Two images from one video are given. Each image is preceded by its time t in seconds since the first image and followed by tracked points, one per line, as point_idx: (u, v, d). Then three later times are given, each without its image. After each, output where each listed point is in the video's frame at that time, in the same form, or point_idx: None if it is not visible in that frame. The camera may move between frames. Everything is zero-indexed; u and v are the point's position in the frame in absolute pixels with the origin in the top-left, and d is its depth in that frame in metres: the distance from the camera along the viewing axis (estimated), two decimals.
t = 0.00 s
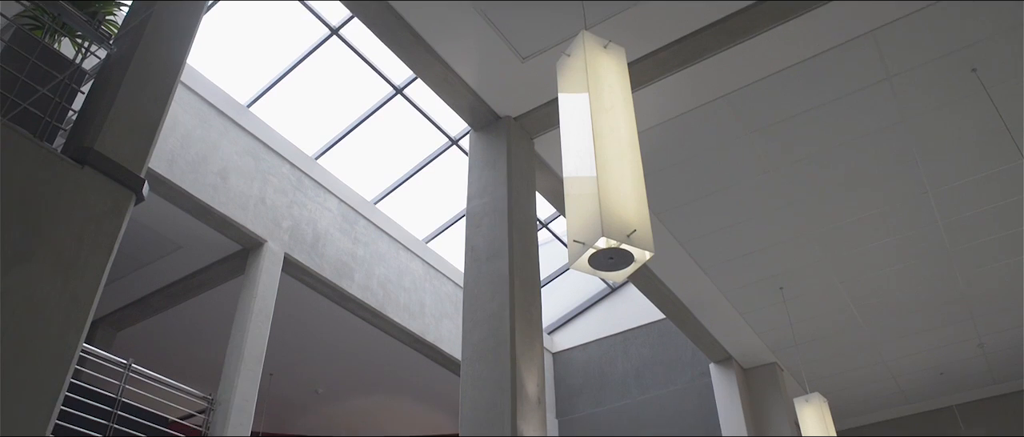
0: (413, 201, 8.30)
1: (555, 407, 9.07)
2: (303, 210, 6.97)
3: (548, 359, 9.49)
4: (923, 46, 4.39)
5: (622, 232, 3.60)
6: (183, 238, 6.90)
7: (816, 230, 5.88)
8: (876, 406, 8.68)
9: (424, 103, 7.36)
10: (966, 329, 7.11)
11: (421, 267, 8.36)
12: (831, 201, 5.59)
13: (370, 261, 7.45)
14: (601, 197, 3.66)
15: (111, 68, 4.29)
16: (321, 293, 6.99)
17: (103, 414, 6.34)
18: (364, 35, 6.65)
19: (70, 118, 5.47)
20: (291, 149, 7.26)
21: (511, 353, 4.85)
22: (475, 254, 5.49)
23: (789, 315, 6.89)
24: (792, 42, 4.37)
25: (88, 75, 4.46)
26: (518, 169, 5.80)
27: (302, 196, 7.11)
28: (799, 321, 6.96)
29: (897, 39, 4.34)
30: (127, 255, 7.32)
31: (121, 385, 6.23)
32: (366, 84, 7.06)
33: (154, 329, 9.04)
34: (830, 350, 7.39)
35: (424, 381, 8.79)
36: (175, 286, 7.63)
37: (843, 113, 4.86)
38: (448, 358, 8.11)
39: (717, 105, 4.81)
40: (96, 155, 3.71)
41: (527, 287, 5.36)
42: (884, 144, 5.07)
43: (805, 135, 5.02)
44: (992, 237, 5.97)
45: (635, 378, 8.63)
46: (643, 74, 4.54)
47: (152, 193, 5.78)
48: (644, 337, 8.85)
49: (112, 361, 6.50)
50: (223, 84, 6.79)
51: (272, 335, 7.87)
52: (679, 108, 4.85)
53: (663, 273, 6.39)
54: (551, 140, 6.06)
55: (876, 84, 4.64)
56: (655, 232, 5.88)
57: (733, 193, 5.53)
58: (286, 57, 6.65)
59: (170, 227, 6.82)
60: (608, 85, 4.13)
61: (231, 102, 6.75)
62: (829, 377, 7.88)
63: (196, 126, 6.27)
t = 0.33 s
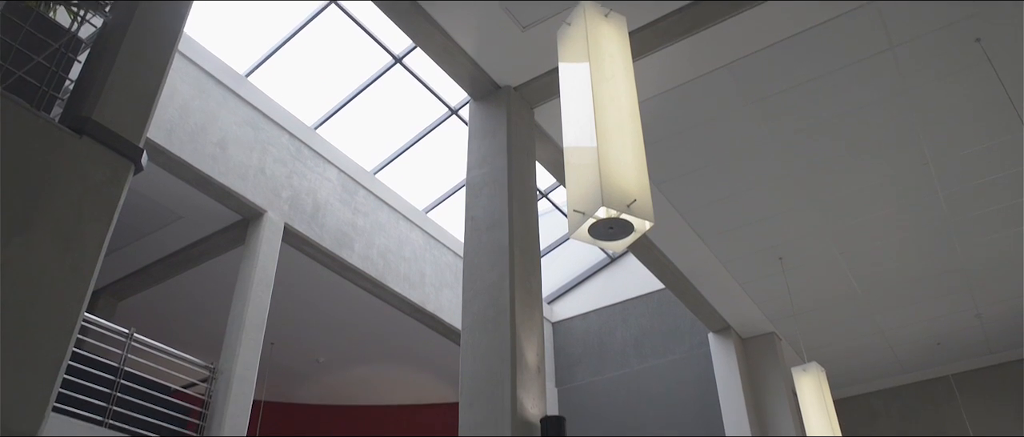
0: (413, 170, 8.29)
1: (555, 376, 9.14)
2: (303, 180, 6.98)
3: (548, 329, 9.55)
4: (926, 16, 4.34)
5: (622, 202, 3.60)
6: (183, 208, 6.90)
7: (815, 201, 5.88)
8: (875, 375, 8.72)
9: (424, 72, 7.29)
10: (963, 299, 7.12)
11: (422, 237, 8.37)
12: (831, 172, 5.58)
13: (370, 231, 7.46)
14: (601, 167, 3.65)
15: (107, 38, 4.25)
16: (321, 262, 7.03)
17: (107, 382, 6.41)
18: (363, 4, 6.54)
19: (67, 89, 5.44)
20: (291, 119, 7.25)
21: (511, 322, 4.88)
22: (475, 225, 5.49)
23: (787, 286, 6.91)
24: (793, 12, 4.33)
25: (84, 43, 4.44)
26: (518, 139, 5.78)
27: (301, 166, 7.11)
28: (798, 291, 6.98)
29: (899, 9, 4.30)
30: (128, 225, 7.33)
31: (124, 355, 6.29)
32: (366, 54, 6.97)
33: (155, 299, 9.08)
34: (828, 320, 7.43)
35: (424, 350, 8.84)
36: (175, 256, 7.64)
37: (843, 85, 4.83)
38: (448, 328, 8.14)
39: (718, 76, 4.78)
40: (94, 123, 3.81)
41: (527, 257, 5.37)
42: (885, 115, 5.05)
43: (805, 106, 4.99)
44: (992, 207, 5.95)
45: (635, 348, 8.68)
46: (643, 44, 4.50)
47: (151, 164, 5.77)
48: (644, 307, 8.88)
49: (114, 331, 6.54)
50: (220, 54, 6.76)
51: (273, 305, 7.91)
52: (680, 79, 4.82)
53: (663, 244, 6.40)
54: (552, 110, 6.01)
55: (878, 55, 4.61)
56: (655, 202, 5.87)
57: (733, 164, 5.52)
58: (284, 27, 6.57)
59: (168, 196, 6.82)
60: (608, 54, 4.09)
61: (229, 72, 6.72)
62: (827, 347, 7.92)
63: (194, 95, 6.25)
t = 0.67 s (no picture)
0: (412, 133, 8.29)
1: (554, 338, 9.19)
2: (302, 143, 6.93)
3: (547, 292, 9.59)
4: None
5: (622, 165, 3.58)
6: (181, 171, 6.87)
7: (816, 164, 5.85)
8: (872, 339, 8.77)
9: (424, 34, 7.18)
10: (961, 263, 7.11)
11: (421, 200, 8.36)
12: (832, 137, 5.55)
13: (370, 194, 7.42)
14: (601, 130, 3.62)
15: None
16: (320, 225, 7.00)
17: (110, 345, 6.47)
18: None
19: (62, 50, 5.39)
20: (290, 81, 7.24)
21: (510, 285, 4.90)
22: (475, 187, 5.48)
23: (786, 250, 6.91)
24: None
25: (78, 5, 4.44)
26: (518, 102, 5.74)
27: (301, 129, 7.07)
28: (796, 255, 7.00)
29: None
30: (127, 188, 7.30)
31: (126, 317, 6.34)
32: (364, 15, 6.87)
33: (157, 262, 9.11)
34: (826, 284, 7.45)
35: (424, 313, 8.88)
36: (175, 220, 7.62)
37: (845, 48, 4.78)
38: (448, 291, 8.15)
39: (719, 39, 4.73)
40: (91, 87, 3.82)
41: (526, 221, 5.37)
42: (886, 78, 5.01)
43: (806, 69, 4.94)
44: (992, 170, 5.91)
45: (633, 310, 8.73)
46: (644, 7, 4.45)
47: (148, 127, 5.74)
48: (644, 270, 8.89)
49: (116, 294, 6.57)
50: (218, 16, 6.71)
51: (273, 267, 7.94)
52: (680, 42, 4.77)
53: (663, 207, 6.40)
54: (551, 73, 5.96)
55: (880, 18, 4.56)
56: (655, 165, 5.85)
57: (733, 128, 5.49)
58: None
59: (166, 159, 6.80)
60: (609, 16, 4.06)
61: (227, 34, 6.69)
62: (824, 309, 7.96)
63: (191, 57, 6.20)
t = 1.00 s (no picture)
0: (413, 100, 8.19)
1: (554, 305, 9.23)
2: (302, 109, 6.92)
3: (547, 258, 9.61)
4: None
5: (622, 131, 3.55)
6: (180, 137, 6.84)
7: (817, 132, 5.82)
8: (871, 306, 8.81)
9: None
10: (960, 230, 7.10)
11: (421, 167, 8.31)
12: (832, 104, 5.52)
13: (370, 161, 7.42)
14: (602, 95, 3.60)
15: None
16: (320, 192, 7.02)
17: (112, 312, 6.53)
18: None
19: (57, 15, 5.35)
20: (288, 48, 7.15)
21: (510, 251, 4.92)
22: (475, 154, 5.47)
23: (786, 217, 6.91)
24: None
25: None
26: (518, 68, 5.70)
27: (300, 96, 7.05)
28: (796, 223, 7.00)
29: None
30: (126, 154, 7.28)
31: (127, 284, 6.38)
32: None
33: (157, 229, 9.12)
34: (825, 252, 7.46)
35: (424, 280, 8.90)
36: (175, 187, 7.61)
37: (846, 16, 4.73)
38: (448, 258, 8.14)
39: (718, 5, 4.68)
40: (86, 52, 3.60)
41: (526, 188, 5.36)
42: (887, 46, 4.96)
43: (807, 37, 4.89)
44: (994, 138, 5.87)
45: (632, 277, 8.75)
46: None
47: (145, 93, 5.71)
48: (644, 237, 8.89)
49: (117, 260, 6.59)
50: None
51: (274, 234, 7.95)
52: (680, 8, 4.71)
53: (663, 174, 6.39)
54: (551, 38, 5.91)
55: None
56: (655, 132, 5.82)
57: (733, 96, 5.45)
58: None
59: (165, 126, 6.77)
60: None
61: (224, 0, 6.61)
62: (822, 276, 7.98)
63: (187, 23, 6.14)
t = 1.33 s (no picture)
0: (412, 67, 8.17)
1: (555, 272, 9.25)
2: (300, 75, 6.89)
3: (547, 225, 9.62)
4: None
5: (623, 98, 3.55)
6: (178, 104, 6.81)
7: (818, 100, 5.79)
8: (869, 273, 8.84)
9: None
10: (961, 198, 7.07)
11: (421, 133, 8.29)
12: (832, 73, 5.48)
13: (370, 127, 7.38)
14: (603, 63, 3.59)
15: None
16: (320, 159, 7.00)
17: (113, 278, 6.57)
18: None
19: None
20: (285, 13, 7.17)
21: (510, 218, 4.92)
22: (475, 120, 5.46)
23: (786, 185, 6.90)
24: None
25: None
26: (518, 33, 5.67)
27: (298, 62, 7.01)
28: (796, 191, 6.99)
29: None
30: (125, 121, 7.25)
31: (128, 252, 6.41)
32: None
33: (158, 196, 9.13)
34: (824, 220, 7.46)
35: (424, 246, 8.91)
36: (175, 153, 7.59)
37: None
38: (448, 224, 8.14)
39: None
40: None
41: (526, 154, 5.35)
42: (889, 15, 4.91)
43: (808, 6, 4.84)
44: (995, 104, 5.82)
45: (633, 243, 8.76)
46: None
47: (143, 59, 5.68)
48: (644, 204, 8.88)
49: (117, 227, 6.61)
50: None
51: (275, 200, 7.95)
52: None
53: (663, 140, 6.37)
54: (552, 3, 5.86)
55: None
56: (655, 99, 5.79)
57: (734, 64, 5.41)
58: None
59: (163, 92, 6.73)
60: None
61: None
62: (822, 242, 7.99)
63: None
